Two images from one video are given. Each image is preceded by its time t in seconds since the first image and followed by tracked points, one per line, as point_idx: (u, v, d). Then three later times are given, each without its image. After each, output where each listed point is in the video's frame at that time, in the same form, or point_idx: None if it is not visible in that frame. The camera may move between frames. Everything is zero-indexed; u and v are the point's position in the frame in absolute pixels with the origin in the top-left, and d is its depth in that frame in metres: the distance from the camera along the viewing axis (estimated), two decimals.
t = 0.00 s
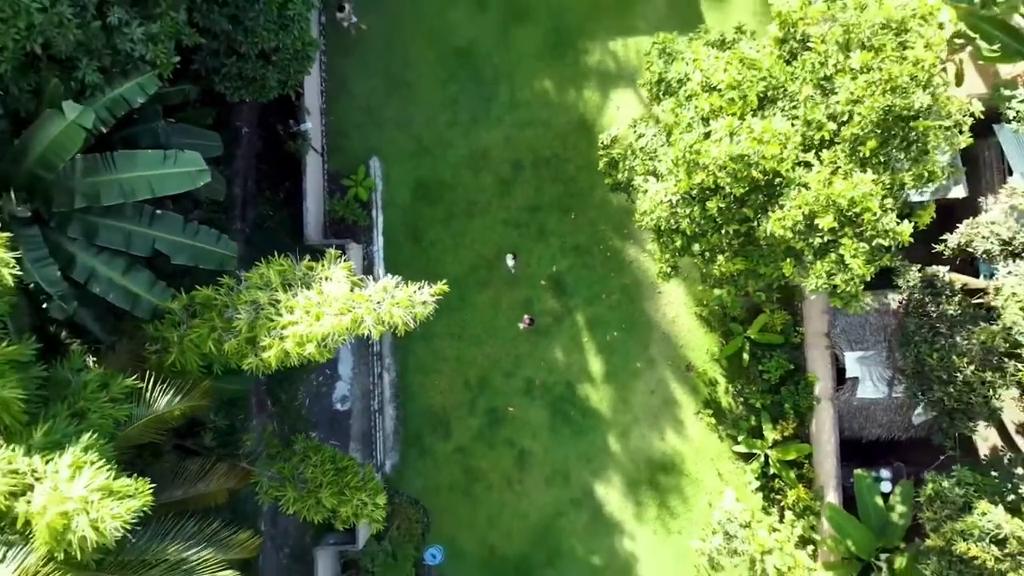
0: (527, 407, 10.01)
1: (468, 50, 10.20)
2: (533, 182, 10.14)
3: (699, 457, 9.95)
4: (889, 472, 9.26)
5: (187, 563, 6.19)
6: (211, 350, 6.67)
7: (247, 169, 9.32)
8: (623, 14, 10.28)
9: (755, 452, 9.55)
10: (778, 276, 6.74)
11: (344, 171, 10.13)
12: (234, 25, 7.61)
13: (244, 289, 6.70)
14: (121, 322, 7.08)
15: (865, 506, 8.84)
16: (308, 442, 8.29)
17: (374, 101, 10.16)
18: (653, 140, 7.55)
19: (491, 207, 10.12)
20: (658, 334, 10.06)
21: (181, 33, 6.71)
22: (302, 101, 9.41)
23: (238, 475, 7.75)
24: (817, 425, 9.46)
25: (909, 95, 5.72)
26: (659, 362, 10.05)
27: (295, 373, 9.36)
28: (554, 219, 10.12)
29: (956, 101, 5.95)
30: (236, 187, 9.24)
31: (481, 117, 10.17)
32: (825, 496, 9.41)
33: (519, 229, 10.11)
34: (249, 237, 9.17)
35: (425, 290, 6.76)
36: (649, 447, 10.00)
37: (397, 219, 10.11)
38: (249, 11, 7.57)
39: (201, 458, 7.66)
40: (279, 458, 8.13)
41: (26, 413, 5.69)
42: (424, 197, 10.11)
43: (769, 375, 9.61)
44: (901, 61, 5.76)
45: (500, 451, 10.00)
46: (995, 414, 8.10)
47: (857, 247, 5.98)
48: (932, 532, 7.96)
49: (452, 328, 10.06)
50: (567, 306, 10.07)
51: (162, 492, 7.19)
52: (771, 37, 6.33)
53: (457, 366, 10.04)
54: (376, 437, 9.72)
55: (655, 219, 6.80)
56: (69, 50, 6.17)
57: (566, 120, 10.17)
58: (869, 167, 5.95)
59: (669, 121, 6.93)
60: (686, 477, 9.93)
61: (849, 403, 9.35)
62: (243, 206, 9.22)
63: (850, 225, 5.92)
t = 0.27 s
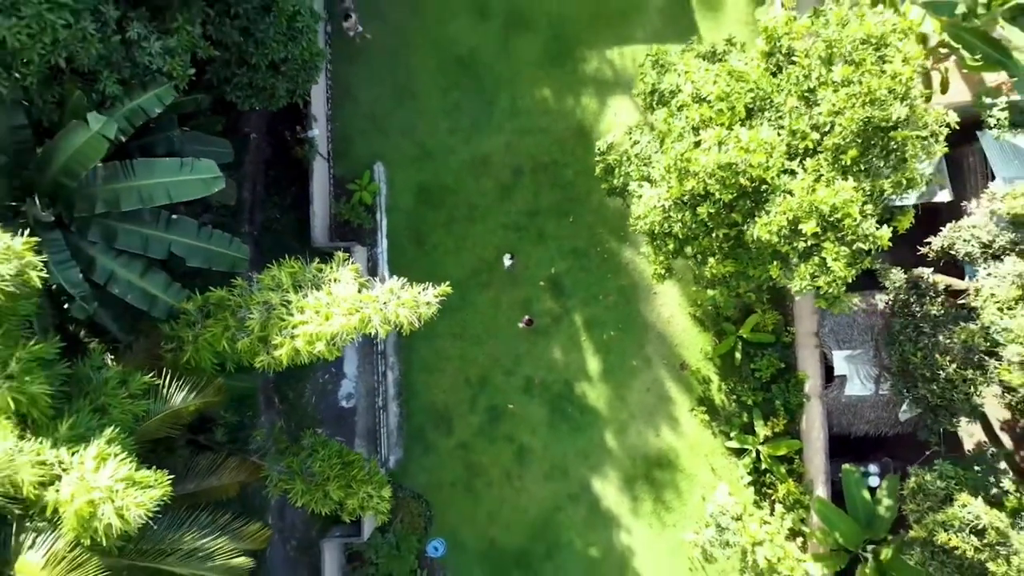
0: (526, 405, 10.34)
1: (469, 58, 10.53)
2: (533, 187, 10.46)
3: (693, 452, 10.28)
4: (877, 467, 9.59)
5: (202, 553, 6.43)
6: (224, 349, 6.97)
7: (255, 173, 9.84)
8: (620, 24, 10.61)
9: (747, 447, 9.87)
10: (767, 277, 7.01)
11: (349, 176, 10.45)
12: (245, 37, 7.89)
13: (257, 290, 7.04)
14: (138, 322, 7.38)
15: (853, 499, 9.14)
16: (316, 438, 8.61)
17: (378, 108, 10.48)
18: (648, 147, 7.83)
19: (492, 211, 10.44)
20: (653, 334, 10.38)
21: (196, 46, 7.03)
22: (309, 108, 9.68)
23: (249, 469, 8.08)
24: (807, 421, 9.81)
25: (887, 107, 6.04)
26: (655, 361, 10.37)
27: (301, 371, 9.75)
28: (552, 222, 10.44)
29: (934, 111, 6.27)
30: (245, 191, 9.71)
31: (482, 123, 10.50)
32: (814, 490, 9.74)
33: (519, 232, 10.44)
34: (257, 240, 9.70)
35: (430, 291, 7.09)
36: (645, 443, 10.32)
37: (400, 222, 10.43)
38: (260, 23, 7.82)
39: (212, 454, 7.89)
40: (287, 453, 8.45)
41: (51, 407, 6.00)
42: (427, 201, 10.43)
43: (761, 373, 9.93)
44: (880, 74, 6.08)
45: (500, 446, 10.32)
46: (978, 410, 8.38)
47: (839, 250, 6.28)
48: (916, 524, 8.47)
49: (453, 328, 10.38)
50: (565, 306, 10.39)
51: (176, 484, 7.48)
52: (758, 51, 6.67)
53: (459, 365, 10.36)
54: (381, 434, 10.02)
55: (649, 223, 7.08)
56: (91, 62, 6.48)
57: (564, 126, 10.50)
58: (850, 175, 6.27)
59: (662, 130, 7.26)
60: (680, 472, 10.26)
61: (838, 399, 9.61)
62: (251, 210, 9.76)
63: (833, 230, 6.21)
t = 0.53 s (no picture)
0: (525, 401, 10.70)
1: (470, 67, 10.90)
2: (531, 191, 10.83)
3: (687, 448, 10.64)
4: (864, 462, 9.96)
5: (219, 539, 6.80)
6: (238, 348, 7.32)
7: (263, 178, 10.19)
8: (616, 33, 10.97)
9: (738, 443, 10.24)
10: (755, 279, 7.34)
11: (354, 181, 10.82)
12: (256, 50, 8.22)
13: (269, 292, 7.42)
14: (154, 322, 7.74)
15: (840, 493, 9.48)
16: (324, 433, 8.97)
17: (382, 115, 10.85)
18: (642, 154, 8.15)
19: (492, 214, 10.81)
20: (648, 333, 10.75)
21: (210, 59, 7.40)
22: (316, 115, 10.06)
23: (259, 462, 8.30)
24: (795, 417, 10.17)
25: (864, 120, 6.43)
26: (649, 359, 10.74)
27: (308, 369, 10.16)
28: (551, 225, 10.81)
29: (909, 123, 6.69)
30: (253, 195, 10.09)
31: (482, 130, 10.87)
32: (802, 484, 10.09)
33: (518, 234, 10.80)
34: (265, 242, 10.10)
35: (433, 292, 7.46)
36: (640, 439, 10.69)
37: (403, 226, 10.79)
38: (270, 36, 8.18)
39: (224, 449, 8.20)
40: (297, 447, 8.83)
41: (77, 400, 6.37)
42: (429, 205, 10.80)
43: (751, 371, 10.31)
44: (858, 88, 6.47)
45: (500, 442, 10.69)
46: (957, 407, 8.70)
47: (820, 254, 6.64)
48: (898, 515, 8.87)
49: (455, 327, 10.75)
50: (563, 306, 10.76)
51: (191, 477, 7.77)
52: (744, 65, 7.05)
53: (460, 363, 10.73)
54: (385, 429, 10.42)
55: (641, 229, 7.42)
56: (112, 75, 6.85)
57: (562, 132, 10.87)
58: (829, 183, 6.64)
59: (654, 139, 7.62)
60: (674, 467, 10.62)
61: (825, 396, 9.98)
62: (259, 214, 10.14)
63: (814, 235, 6.58)
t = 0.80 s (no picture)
0: (524, 398, 11.12)
1: (471, 77, 11.32)
2: (530, 196, 11.25)
3: (680, 443, 11.07)
4: (849, 456, 10.41)
5: (234, 526, 7.18)
6: (252, 347, 7.74)
7: (272, 184, 10.61)
8: (612, 44, 11.39)
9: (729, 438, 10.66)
10: (742, 281, 7.73)
11: (359, 186, 11.23)
12: (268, 62, 8.62)
13: (282, 294, 7.86)
14: (172, 322, 8.14)
15: (825, 486, 9.85)
16: (331, 428, 9.39)
17: (386, 123, 11.27)
18: (635, 162, 8.36)
19: (493, 218, 11.23)
20: (643, 333, 11.17)
21: (225, 74, 7.81)
22: (323, 123, 10.46)
23: (270, 455, 8.74)
24: (784, 413, 10.60)
25: (841, 132, 6.90)
26: (644, 358, 11.16)
27: (315, 367, 10.56)
28: (549, 229, 11.23)
29: (885, 134, 7.11)
30: (263, 201, 10.51)
31: (483, 137, 11.28)
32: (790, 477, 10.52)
33: (518, 238, 11.22)
34: (274, 246, 10.51)
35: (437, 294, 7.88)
36: (635, 434, 11.11)
37: (407, 229, 11.21)
38: (281, 49, 8.58)
39: (236, 443, 8.65)
40: (306, 441, 9.26)
41: (103, 395, 6.80)
42: (432, 210, 11.22)
43: (742, 370, 10.74)
44: (836, 103, 6.95)
45: (500, 437, 11.10)
46: (936, 404, 9.07)
47: (801, 259, 7.05)
48: (880, 506, 9.33)
49: (456, 327, 11.17)
50: (561, 307, 11.18)
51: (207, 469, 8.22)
52: (730, 80, 7.47)
53: (462, 362, 11.15)
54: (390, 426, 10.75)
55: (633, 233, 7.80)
56: (135, 90, 7.25)
57: (560, 139, 11.29)
58: (810, 191, 7.06)
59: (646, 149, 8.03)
60: (667, 461, 11.04)
61: (811, 394, 10.36)
62: (268, 218, 10.55)
63: (795, 240, 7.00)
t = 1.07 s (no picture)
0: (524, 396, 11.45)
1: (473, 84, 11.65)
2: (530, 200, 11.57)
3: (675, 440, 11.39)
4: (840, 453, 10.74)
5: (245, 517, 7.49)
6: (263, 346, 8.06)
7: (279, 188, 10.95)
8: (610, 52, 11.71)
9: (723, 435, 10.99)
10: (732, 284, 8.04)
11: (364, 190, 11.55)
12: (276, 71, 8.89)
13: (292, 295, 8.18)
14: (184, 322, 8.46)
15: (816, 481, 10.17)
16: (337, 425, 9.71)
17: (390, 129, 11.60)
18: (632, 167, 8.64)
19: (493, 221, 11.56)
20: (639, 333, 11.49)
21: (237, 84, 8.13)
22: (329, 129, 10.77)
23: (278, 451, 9.03)
24: (776, 411, 10.93)
25: (826, 141, 7.24)
26: (640, 357, 11.49)
27: (320, 366, 10.89)
28: (548, 232, 11.55)
29: (868, 142, 7.44)
30: (270, 205, 10.84)
31: (484, 142, 11.61)
32: (782, 473, 10.85)
33: (518, 240, 11.55)
34: (281, 248, 10.83)
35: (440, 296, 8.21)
36: (632, 431, 11.43)
37: (410, 232, 11.53)
38: (289, 59, 8.86)
39: (245, 440, 8.98)
40: (313, 437, 9.59)
41: (122, 391, 7.14)
42: (434, 213, 11.54)
43: (736, 368, 11.06)
44: (821, 113, 7.30)
45: (500, 434, 11.43)
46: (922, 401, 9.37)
47: (788, 262, 7.37)
48: (867, 500, 9.63)
49: (458, 327, 11.50)
50: (559, 308, 11.50)
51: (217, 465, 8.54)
52: (722, 90, 7.80)
53: (463, 361, 11.47)
54: (394, 423, 11.06)
55: (629, 237, 8.11)
56: (151, 100, 7.58)
57: (559, 145, 11.62)
58: (797, 197, 7.39)
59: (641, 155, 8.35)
60: (663, 457, 11.37)
61: (802, 392, 10.70)
62: (275, 221, 10.88)
63: (782, 244, 7.32)
